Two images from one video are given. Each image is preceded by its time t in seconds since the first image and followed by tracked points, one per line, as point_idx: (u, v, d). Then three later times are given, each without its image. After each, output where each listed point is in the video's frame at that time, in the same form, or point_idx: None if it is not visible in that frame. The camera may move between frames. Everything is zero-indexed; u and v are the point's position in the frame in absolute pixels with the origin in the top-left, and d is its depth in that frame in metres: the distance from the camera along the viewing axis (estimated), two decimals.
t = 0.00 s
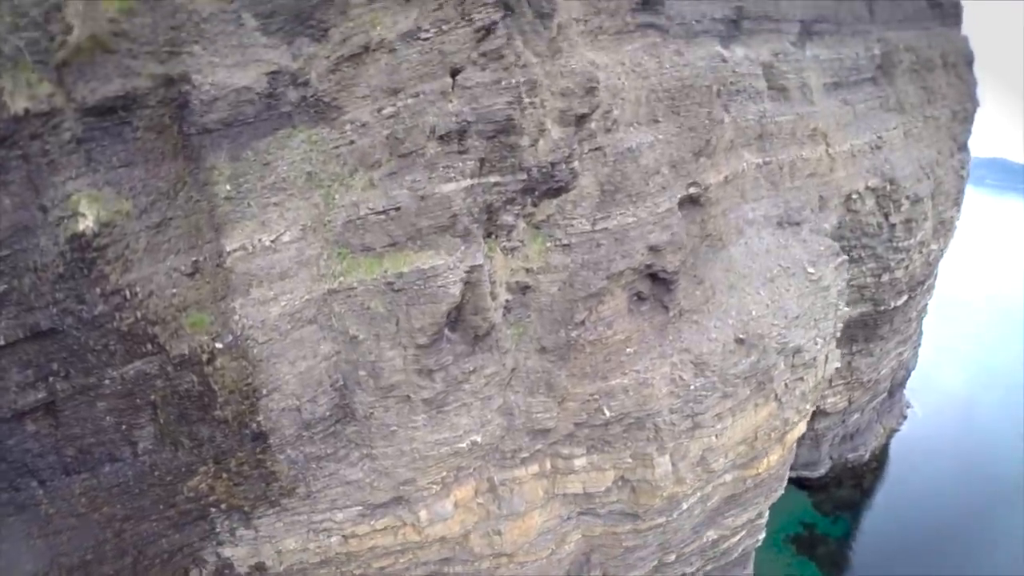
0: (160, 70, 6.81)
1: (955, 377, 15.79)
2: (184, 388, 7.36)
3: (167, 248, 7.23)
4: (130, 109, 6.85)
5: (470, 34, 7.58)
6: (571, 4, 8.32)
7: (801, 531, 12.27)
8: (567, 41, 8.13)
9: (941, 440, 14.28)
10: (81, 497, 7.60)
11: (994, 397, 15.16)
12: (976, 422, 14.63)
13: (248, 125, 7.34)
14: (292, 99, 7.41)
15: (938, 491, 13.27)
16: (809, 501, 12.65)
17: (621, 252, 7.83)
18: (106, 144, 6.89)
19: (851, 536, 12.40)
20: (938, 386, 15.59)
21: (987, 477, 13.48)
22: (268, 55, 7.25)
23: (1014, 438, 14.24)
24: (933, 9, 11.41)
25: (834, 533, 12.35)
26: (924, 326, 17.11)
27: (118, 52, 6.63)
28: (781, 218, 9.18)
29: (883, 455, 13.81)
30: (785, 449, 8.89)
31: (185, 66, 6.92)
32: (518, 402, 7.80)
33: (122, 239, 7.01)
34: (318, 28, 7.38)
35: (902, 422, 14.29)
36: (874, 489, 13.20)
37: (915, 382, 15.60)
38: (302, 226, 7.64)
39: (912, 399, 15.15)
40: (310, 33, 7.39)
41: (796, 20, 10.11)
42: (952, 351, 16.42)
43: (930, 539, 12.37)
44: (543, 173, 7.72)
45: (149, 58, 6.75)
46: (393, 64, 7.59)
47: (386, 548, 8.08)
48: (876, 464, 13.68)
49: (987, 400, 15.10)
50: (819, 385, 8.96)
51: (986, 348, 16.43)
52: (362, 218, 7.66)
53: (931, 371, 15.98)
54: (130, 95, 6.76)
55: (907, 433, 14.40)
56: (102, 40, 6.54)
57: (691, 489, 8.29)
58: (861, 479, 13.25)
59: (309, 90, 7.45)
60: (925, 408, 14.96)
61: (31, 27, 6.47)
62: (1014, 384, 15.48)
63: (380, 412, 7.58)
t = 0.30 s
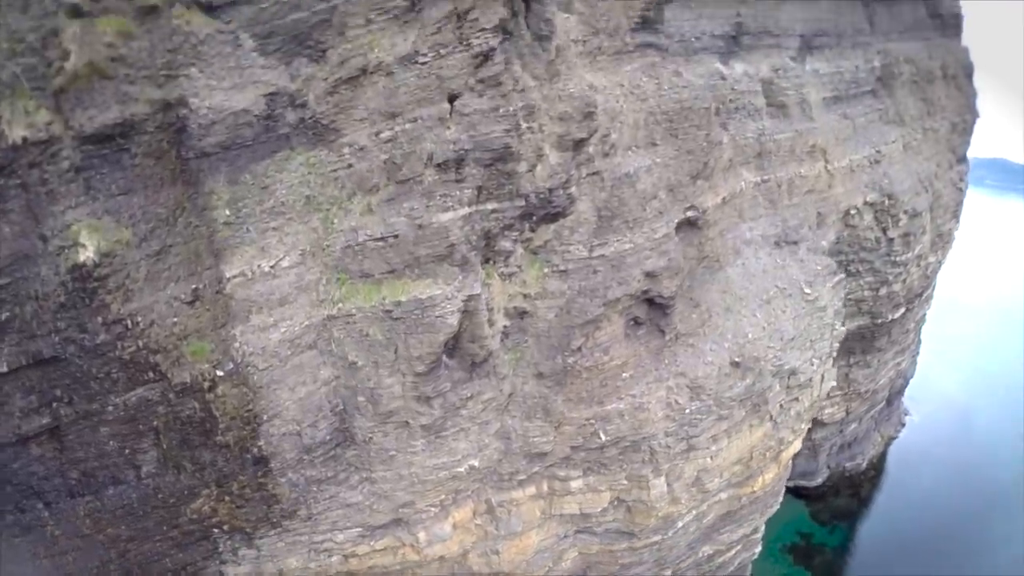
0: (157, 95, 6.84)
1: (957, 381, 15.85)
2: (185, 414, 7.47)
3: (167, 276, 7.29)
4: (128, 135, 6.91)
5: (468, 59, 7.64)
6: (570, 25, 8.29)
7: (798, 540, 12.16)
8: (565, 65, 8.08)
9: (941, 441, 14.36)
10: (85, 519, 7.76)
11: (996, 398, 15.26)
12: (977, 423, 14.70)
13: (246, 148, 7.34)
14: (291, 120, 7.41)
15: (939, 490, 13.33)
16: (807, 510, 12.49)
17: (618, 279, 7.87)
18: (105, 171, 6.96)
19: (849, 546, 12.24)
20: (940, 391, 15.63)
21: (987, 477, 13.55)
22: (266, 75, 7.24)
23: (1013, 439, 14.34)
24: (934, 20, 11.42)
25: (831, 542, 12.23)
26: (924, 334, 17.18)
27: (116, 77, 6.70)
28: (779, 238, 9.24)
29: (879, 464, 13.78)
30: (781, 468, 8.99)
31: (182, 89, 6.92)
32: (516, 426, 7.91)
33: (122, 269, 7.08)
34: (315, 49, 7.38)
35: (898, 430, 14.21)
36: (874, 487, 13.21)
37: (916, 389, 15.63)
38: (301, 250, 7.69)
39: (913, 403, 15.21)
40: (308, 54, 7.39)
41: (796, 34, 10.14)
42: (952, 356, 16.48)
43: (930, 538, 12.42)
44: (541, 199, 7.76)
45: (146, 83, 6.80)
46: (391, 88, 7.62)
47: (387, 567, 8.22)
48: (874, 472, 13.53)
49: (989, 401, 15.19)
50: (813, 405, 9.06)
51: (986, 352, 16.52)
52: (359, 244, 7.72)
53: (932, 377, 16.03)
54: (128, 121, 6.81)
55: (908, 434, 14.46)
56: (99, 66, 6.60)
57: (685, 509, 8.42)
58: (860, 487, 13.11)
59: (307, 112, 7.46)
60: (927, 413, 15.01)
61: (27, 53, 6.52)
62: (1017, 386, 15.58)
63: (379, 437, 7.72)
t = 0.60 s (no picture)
0: (156, 120, 7.19)
1: (954, 388, 16.02)
2: (188, 439, 7.58)
3: (168, 303, 7.49)
4: (127, 162, 7.26)
5: (466, 86, 7.85)
6: (568, 46, 8.36)
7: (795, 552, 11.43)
8: (562, 87, 8.26)
9: (941, 444, 14.49)
10: (90, 539, 7.79)
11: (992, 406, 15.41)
12: (976, 428, 14.83)
13: (246, 170, 7.58)
14: (289, 142, 7.69)
15: (939, 490, 13.43)
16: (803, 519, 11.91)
17: (613, 305, 8.00)
18: (105, 200, 7.31)
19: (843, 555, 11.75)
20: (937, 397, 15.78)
21: (987, 479, 13.65)
22: (264, 97, 7.58)
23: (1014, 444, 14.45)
24: (932, 30, 11.51)
25: (828, 552, 11.63)
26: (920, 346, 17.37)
27: (115, 103, 7.11)
28: (775, 256, 9.31)
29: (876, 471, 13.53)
30: (774, 487, 9.14)
31: (181, 114, 7.23)
32: (513, 449, 8.02)
33: (123, 297, 7.31)
34: (313, 70, 7.79)
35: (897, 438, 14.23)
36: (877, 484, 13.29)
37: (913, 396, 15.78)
38: (301, 275, 7.83)
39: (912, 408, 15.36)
40: (306, 75, 7.80)
41: (795, 48, 10.16)
42: (949, 367, 16.64)
43: (930, 535, 12.47)
44: (538, 225, 7.89)
45: (145, 108, 7.18)
46: (387, 111, 7.88)
47: None
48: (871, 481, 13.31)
49: (986, 409, 15.34)
50: (809, 424, 9.11)
51: (982, 364, 16.69)
52: (358, 270, 7.85)
53: (929, 386, 16.18)
54: (127, 148, 7.17)
55: (907, 437, 14.60)
56: (98, 93, 7.02)
57: (682, 528, 8.40)
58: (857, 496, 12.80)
59: (306, 133, 7.75)
60: (925, 417, 15.16)
61: (26, 80, 6.91)
62: (1014, 395, 15.72)
63: (380, 460, 7.84)
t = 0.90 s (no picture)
0: (156, 145, 7.11)
1: (954, 388, 16.16)
2: (191, 461, 7.70)
3: (170, 330, 7.51)
4: (127, 190, 7.14)
5: (463, 112, 7.90)
6: (566, 69, 8.43)
7: (790, 560, 11.79)
8: (559, 111, 8.30)
9: (942, 444, 14.64)
10: (95, 556, 7.87)
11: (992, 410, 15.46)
12: (977, 428, 14.98)
13: (246, 194, 7.66)
14: (288, 164, 7.77)
15: (939, 490, 13.66)
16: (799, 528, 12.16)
17: (608, 330, 8.13)
18: (107, 227, 7.20)
19: (838, 564, 12.12)
20: (937, 399, 15.80)
21: (987, 479, 13.85)
22: (263, 119, 7.60)
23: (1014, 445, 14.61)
24: (928, 41, 11.48)
25: (823, 563, 12.00)
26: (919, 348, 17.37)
27: (115, 130, 6.96)
28: (771, 276, 9.37)
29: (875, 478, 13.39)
30: (767, 502, 9.16)
31: (181, 138, 7.20)
32: (508, 469, 8.19)
33: (126, 325, 7.29)
34: (311, 92, 7.80)
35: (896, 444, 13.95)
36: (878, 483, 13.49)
37: (912, 398, 15.82)
38: (300, 298, 7.97)
39: (912, 409, 15.43)
40: (304, 97, 7.81)
41: (793, 64, 10.18)
42: (949, 367, 16.76)
43: (928, 537, 12.77)
44: (535, 250, 8.00)
45: (145, 133, 7.06)
46: (385, 136, 7.98)
47: None
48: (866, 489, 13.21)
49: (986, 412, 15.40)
50: (801, 443, 9.08)
51: (982, 367, 16.72)
52: (357, 294, 7.94)
53: (928, 388, 16.21)
54: (128, 176, 7.06)
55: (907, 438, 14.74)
56: (99, 120, 6.87)
57: (677, 545, 8.50)
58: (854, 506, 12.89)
59: (305, 156, 7.83)
60: (925, 416, 15.29)
61: (26, 108, 6.75)
62: (1013, 398, 15.81)
63: (378, 480, 8.01)
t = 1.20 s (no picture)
0: (156, 171, 7.14)
1: (950, 391, 16.33)
2: (194, 481, 7.83)
3: (173, 354, 7.64)
4: (129, 216, 7.20)
5: (461, 139, 7.97)
6: (563, 92, 8.49)
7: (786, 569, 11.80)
8: (556, 135, 8.36)
9: (939, 448, 14.72)
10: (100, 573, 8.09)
11: (988, 416, 15.52)
12: (975, 430, 15.10)
13: (245, 217, 7.73)
14: (287, 187, 7.83)
15: (939, 491, 13.74)
16: (794, 536, 12.17)
17: (602, 353, 8.28)
18: (109, 254, 7.27)
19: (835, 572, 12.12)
20: (932, 405, 15.87)
21: (986, 482, 13.89)
22: (262, 141, 7.61)
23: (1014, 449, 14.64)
24: (927, 53, 11.67)
25: (818, 571, 12.02)
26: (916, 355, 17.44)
27: (116, 156, 7.00)
28: (765, 294, 9.58)
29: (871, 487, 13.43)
30: (759, 517, 9.37)
31: (181, 163, 7.21)
32: (503, 488, 8.38)
33: (129, 350, 7.37)
34: (310, 114, 7.82)
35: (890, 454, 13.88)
36: (877, 487, 13.50)
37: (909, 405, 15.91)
38: (300, 321, 8.09)
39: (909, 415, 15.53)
40: (303, 119, 7.82)
41: (790, 80, 10.22)
42: (946, 371, 16.95)
43: (927, 536, 12.84)
44: (531, 274, 8.14)
45: (145, 160, 7.10)
46: (384, 161, 8.04)
47: None
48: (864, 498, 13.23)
49: (982, 418, 15.47)
50: (794, 459, 9.36)
51: (979, 376, 16.77)
52: (357, 318, 8.09)
53: (923, 393, 16.32)
54: (129, 203, 7.10)
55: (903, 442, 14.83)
56: (99, 147, 6.90)
57: (668, 561, 8.70)
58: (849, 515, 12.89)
59: (304, 178, 7.89)
60: (923, 419, 15.45)
61: (27, 135, 6.81)
62: (1009, 400, 15.98)
63: (378, 500, 8.19)
